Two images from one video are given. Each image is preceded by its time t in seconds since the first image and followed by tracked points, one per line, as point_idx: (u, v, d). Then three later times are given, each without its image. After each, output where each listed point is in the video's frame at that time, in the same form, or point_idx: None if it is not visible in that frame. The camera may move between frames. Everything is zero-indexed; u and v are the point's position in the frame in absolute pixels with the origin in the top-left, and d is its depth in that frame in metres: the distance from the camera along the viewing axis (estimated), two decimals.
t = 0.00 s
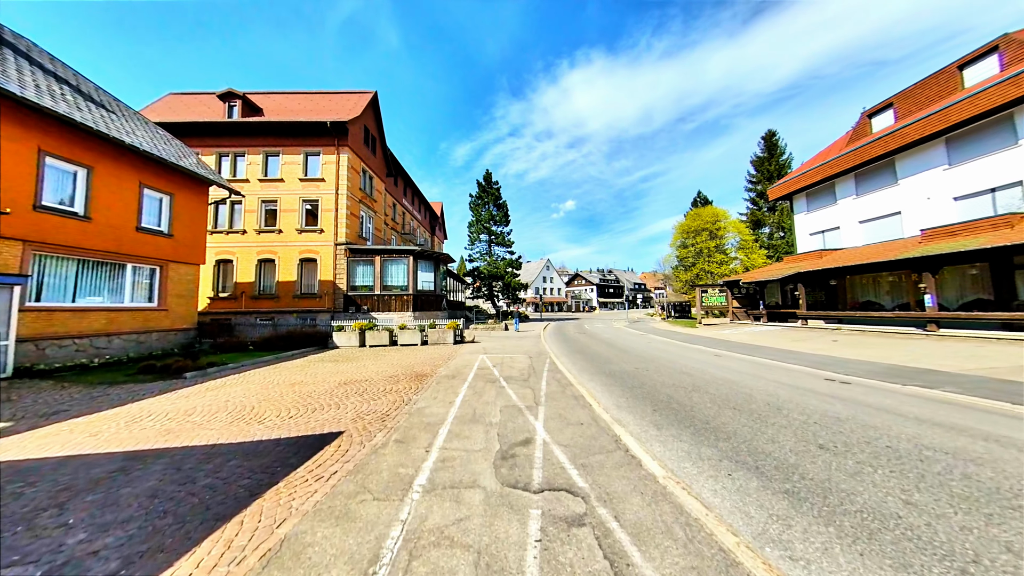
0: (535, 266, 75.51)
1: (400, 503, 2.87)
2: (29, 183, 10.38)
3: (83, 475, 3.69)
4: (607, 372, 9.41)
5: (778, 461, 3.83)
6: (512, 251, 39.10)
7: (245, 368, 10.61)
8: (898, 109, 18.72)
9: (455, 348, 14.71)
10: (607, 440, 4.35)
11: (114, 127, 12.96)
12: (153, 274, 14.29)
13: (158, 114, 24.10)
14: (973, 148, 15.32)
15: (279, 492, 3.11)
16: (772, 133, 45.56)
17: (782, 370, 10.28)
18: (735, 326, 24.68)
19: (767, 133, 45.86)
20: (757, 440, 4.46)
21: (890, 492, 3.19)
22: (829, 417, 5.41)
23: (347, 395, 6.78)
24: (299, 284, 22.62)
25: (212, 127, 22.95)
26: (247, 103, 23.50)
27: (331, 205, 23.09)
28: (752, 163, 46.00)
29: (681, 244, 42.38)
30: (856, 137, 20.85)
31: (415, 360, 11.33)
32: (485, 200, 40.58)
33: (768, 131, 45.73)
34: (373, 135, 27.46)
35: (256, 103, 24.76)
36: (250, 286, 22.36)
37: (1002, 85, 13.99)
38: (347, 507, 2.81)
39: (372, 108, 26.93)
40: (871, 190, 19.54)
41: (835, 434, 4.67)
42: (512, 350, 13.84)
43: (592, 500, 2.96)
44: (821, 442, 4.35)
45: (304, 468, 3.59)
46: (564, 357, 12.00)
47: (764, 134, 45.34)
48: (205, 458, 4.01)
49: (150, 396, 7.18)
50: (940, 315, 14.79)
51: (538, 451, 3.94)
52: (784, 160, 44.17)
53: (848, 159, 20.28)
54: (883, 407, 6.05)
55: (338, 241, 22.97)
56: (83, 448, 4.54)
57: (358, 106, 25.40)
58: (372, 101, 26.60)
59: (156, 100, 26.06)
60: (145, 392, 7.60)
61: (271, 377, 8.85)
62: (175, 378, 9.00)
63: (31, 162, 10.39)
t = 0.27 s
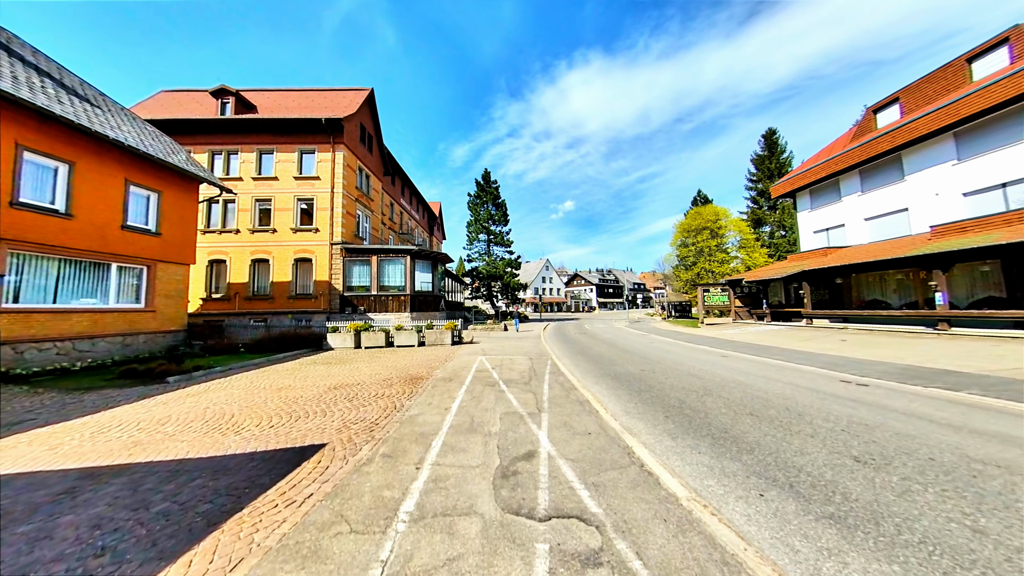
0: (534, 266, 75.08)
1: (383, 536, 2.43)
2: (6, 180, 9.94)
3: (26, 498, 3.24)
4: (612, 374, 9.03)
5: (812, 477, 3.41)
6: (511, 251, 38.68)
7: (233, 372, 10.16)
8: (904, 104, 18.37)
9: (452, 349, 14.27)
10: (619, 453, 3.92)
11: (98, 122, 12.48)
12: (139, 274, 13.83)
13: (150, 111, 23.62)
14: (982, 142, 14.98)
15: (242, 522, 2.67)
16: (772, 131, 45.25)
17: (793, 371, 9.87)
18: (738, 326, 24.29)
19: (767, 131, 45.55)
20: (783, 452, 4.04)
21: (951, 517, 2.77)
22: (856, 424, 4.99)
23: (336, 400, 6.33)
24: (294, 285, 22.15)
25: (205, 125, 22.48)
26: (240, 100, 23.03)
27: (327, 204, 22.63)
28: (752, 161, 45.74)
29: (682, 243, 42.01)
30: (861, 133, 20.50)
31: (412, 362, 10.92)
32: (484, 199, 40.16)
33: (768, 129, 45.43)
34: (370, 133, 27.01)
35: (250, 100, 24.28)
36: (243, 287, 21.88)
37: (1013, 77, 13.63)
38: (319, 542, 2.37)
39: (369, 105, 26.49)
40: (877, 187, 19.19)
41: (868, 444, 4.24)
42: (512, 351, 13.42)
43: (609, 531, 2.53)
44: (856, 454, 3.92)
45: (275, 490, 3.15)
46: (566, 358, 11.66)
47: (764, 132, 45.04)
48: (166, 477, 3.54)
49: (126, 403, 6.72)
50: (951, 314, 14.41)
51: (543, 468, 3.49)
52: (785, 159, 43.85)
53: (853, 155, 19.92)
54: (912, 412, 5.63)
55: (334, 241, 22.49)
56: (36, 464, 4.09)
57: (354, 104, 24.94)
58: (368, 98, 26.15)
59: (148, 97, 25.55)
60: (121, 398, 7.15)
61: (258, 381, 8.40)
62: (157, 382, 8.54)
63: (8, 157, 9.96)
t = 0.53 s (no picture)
0: (533, 265, 74.59)
1: None
2: None
3: None
4: (617, 376, 8.58)
5: (863, 504, 2.94)
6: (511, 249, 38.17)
7: (219, 376, 9.64)
8: (913, 97, 17.95)
9: (450, 350, 13.78)
10: (637, 474, 3.45)
11: (80, 114, 11.85)
12: (124, 273, 13.31)
13: (139, 107, 23.00)
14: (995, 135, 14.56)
15: (188, 573, 2.19)
16: (773, 127, 44.82)
17: (807, 372, 9.43)
18: (741, 325, 23.87)
19: (769, 127, 45.11)
20: (822, 471, 3.56)
21: None
22: (893, 435, 4.53)
23: (322, 409, 5.84)
24: (288, 284, 21.61)
25: (195, 120, 21.90)
26: (232, 95, 22.44)
27: (322, 201, 22.08)
28: (753, 158, 45.31)
29: (683, 241, 41.58)
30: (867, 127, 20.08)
31: (407, 365, 10.44)
32: (482, 197, 39.63)
33: (769, 126, 44.99)
34: (366, 129, 26.44)
35: (242, 96, 23.69)
36: (236, 286, 21.34)
37: None
38: None
39: (364, 101, 25.94)
40: (885, 182, 18.76)
41: (915, 461, 3.78)
42: (512, 352, 12.96)
43: None
44: (905, 474, 3.45)
45: (235, 526, 2.66)
46: (569, 360, 11.19)
47: (765, 129, 44.60)
48: (115, 507, 3.05)
49: (96, 412, 6.22)
50: (964, 312, 14.00)
51: (551, 494, 3.03)
52: (787, 155, 43.42)
53: (860, 149, 19.50)
54: (949, 420, 5.18)
55: (329, 239, 21.96)
56: None
57: (349, 99, 24.35)
58: (364, 93, 25.59)
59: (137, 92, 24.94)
60: (93, 407, 6.65)
61: (243, 387, 7.90)
62: (135, 389, 8.02)
63: None
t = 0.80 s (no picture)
0: (533, 265, 74.20)
1: None
2: None
3: None
4: (623, 378, 8.20)
5: (925, 533, 2.55)
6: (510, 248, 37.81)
7: (206, 379, 9.22)
8: (921, 92, 17.64)
9: (449, 351, 13.40)
10: (658, 492, 3.07)
11: (67, 107, 11.38)
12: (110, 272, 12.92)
13: (131, 103, 22.55)
14: (1007, 130, 14.24)
15: None
16: (774, 126, 44.57)
17: (820, 374, 9.07)
18: (745, 325, 23.51)
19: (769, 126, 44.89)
20: (865, 488, 3.17)
21: None
22: (932, 445, 4.15)
23: (310, 415, 5.43)
24: (284, 284, 21.17)
25: (188, 116, 21.44)
26: (226, 91, 21.98)
27: (318, 199, 21.65)
28: (755, 157, 45.01)
29: (684, 240, 41.25)
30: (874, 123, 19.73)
31: (404, 366, 10.03)
32: (481, 196, 39.27)
33: (770, 124, 44.76)
34: (363, 126, 26.02)
35: (237, 91, 23.23)
36: (230, 286, 20.89)
37: None
38: None
39: (362, 97, 25.53)
40: (892, 179, 18.40)
41: (966, 476, 3.40)
42: (512, 353, 12.57)
43: None
44: (960, 494, 3.07)
45: (192, 564, 2.26)
46: (572, 361, 10.81)
47: (766, 127, 44.36)
48: (60, 535, 2.64)
49: (67, 419, 5.82)
50: (977, 311, 13.64)
51: (562, 520, 2.65)
52: (788, 154, 43.13)
53: (867, 145, 19.15)
54: (986, 427, 4.81)
55: (325, 237, 21.54)
56: None
57: (346, 95, 23.92)
58: (361, 89, 25.18)
59: (130, 88, 24.47)
60: (66, 412, 6.25)
61: (229, 390, 7.49)
62: (115, 393, 7.61)
63: None
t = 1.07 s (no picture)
0: (532, 265, 73.74)
1: None
2: None
3: None
4: (630, 383, 7.75)
5: None
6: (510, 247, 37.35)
7: (189, 384, 8.70)
8: (930, 87, 17.28)
9: (447, 352, 12.92)
10: (688, 525, 2.62)
11: (41, 96, 10.81)
12: (92, 271, 12.33)
13: (120, 98, 21.97)
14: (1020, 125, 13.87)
15: None
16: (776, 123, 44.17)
17: (835, 376, 8.64)
18: (748, 324, 23.12)
19: (771, 124, 44.50)
20: (928, 519, 2.71)
21: None
22: (986, 461, 3.70)
23: (291, 427, 4.94)
24: (277, 283, 20.64)
25: (179, 111, 20.86)
26: (218, 86, 21.38)
27: (312, 196, 21.13)
28: (756, 155, 44.70)
29: (684, 239, 40.88)
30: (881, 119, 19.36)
31: (398, 370, 9.54)
32: (480, 194, 38.77)
33: (772, 122, 44.37)
34: (359, 123, 25.51)
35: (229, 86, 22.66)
36: (222, 285, 20.35)
37: None
38: None
39: (358, 93, 25.01)
40: (900, 175, 18.03)
41: None
42: (512, 354, 12.09)
43: None
44: None
45: None
46: (575, 363, 10.36)
47: (768, 125, 43.99)
48: None
49: (25, 430, 5.32)
50: (991, 311, 13.26)
51: (578, 564, 2.19)
52: (789, 152, 42.83)
53: (874, 142, 18.78)
54: None
55: (320, 236, 21.02)
56: None
57: (341, 90, 23.41)
58: (358, 85, 24.65)
59: (119, 83, 23.86)
60: (28, 422, 5.75)
61: (210, 397, 7.00)
62: (88, 400, 7.11)
63: None
